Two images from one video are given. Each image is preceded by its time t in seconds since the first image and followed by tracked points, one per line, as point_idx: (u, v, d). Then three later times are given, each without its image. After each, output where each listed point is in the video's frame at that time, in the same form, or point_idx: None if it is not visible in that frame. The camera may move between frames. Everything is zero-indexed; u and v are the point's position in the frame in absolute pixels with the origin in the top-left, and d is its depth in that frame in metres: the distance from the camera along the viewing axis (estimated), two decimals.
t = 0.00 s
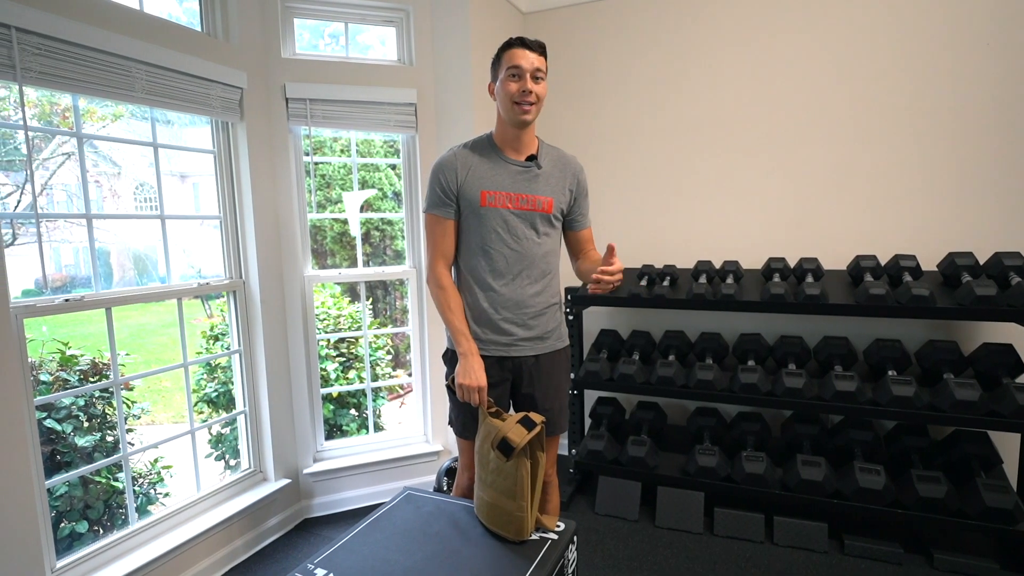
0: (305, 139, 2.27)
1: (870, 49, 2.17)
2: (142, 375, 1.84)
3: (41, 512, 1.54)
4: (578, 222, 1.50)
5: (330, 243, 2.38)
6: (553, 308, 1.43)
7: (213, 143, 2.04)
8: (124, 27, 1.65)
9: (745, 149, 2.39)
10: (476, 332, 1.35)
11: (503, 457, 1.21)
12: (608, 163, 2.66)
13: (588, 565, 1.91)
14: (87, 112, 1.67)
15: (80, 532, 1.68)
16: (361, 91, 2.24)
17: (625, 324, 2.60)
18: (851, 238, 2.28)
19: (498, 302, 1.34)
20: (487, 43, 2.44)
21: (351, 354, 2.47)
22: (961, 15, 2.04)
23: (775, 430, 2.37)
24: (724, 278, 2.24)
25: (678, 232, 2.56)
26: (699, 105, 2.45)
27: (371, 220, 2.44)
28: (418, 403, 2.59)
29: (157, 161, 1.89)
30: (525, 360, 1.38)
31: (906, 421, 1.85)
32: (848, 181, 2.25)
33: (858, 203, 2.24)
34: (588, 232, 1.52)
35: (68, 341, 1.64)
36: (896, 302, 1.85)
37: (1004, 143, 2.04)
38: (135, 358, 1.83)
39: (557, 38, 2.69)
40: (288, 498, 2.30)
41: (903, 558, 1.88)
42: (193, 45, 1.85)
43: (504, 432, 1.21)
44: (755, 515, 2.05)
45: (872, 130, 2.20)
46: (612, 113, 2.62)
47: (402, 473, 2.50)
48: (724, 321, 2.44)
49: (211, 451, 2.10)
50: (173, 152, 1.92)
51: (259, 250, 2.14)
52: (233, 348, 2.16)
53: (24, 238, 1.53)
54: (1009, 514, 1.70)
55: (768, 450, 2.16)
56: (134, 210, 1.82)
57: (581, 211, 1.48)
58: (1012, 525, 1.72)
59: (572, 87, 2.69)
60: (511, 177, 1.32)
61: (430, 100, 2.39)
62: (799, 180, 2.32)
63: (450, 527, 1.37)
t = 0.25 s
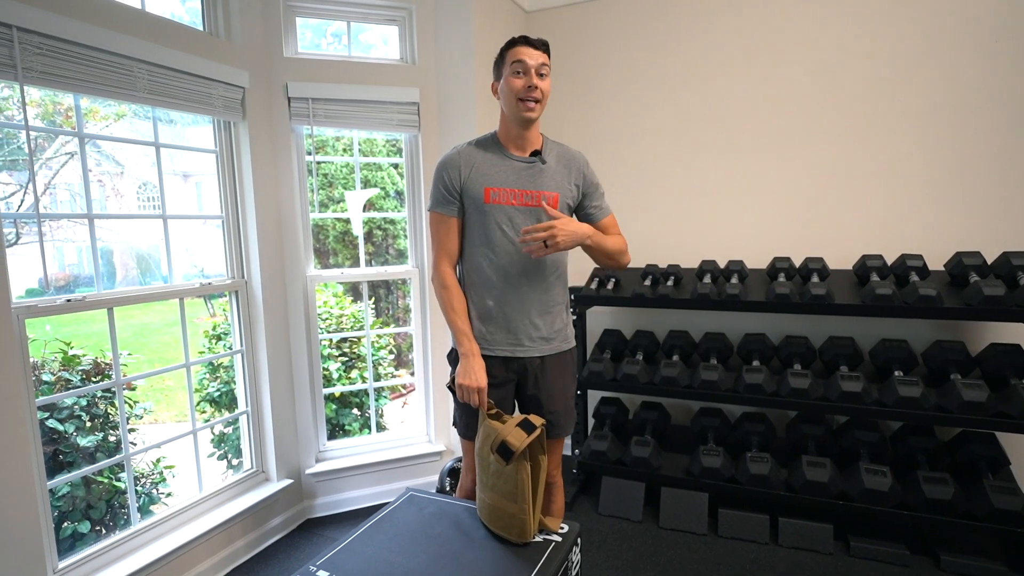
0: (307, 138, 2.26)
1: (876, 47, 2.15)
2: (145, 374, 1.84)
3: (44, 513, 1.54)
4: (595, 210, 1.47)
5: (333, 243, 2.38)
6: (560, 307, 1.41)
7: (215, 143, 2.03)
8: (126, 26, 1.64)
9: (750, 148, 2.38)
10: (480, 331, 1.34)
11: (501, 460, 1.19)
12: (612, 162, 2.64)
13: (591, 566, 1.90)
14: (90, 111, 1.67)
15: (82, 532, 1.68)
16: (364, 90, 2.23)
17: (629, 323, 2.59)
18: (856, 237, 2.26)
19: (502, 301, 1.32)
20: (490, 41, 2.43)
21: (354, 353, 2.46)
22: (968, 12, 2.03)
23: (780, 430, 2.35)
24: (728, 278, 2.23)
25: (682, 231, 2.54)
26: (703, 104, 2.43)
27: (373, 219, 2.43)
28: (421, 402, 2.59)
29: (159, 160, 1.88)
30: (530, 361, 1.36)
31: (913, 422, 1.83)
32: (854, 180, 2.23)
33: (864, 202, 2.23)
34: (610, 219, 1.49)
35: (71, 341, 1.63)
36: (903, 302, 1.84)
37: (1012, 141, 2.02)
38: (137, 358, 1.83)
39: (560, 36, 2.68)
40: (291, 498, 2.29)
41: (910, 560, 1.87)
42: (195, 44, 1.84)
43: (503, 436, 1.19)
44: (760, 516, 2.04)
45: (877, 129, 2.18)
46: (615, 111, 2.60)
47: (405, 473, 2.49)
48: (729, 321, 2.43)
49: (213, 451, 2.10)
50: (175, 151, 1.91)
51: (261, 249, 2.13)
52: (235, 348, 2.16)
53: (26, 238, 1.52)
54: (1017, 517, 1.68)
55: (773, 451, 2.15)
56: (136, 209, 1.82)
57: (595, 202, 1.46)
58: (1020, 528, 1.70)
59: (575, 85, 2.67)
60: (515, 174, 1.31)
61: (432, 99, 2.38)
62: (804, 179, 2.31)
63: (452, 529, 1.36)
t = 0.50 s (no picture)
0: (308, 138, 2.25)
1: (881, 47, 2.14)
2: (145, 375, 1.83)
3: (43, 515, 1.53)
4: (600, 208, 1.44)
5: (334, 242, 2.37)
6: (565, 308, 1.40)
7: (216, 142, 2.02)
8: (127, 25, 1.63)
9: (753, 148, 2.37)
10: (485, 331, 1.33)
11: (505, 462, 1.19)
12: (614, 161, 2.63)
13: (594, 568, 1.90)
14: (91, 111, 1.65)
15: (82, 534, 1.67)
16: (366, 89, 2.22)
17: (632, 324, 2.58)
18: (860, 238, 2.25)
19: (508, 302, 1.31)
20: (492, 40, 2.42)
21: (355, 354, 2.45)
22: (973, 12, 2.02)
23: (783, 431, 2.35)
24: (732, 278, 2.22)
25: (685, 231, 2.53)
26: (707, 103, 2.42)
27: (375, 219, 2.42)
28: (423, 403, 2.58)
29: (160, 159, 1.87)
30: (534, 362, 1.35)
31: (917, 423, 1.82)
32: (858, 180, 2.22)
33: (868, 202, 2.22)
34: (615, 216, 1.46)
35: (71, 341, 1.62)
36: (907, 303, 1.83)
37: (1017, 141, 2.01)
38: (138, 358, 1.82)
39: (563, 35, 2.66)
40: (292, 499, 2.28)
41: (913, 562, 1.86)
42: (195, 43, 1.83)
43: (506, 438, 1.18)
44: (763, 518, 2.03)
45: (882, 129, 2.17)
46: (618, 111, 2.59)
47: (406, 474, 2.48)
48: (732, 321, 2.42)
49: (215, 451, 2.09)
50: (177, 150, 1.90)
51: (263, 249, 2.12)
52: (237, 349, 2.15)
53: (26, 238, 1.51)
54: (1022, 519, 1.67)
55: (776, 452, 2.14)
56: (138, 209, 1.81)
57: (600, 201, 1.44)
58: None
59: (577, 84, 2.66)
60: (522, 173, 1.30)
61: (434, 98, 2.37)
62: (807, 180, 2.30)
63: (455, 532, 1.35)
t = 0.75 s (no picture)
0: (308, 137, 2.24)
1: (885, 46, 2.13)
2: (145, 376, 1.82)
3: (42, 518, 1.52)
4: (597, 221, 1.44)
5: (335, 241, 2.35)
6: (568, 311, 1.39)
7: (216, 142, 2.01)
8: (126, 24, 1.62)
9: (756, 147, 2.35)
10: (488, 335, 1.32)
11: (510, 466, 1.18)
12: (616, 160, 2.61)
13: (596, 570, 1.89)
14: (90, 110, 1.64)
15: (82, 536, 1.66)
16: (366, 88, 2.21)
17: (634, 325, 2.57)
18: (864, 238, 2.24)
19: (511, 305, 1.30)
20: (493, 39, 2.40)
21: (356, 354, 2.44)
22: (978, 12, 2.01)
23: (786, 432, 2.34)
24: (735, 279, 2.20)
25: (687, 231, 2.52)
26: (709, 102, 2.41)
27: (375, 219, 2.41)
28: (424, 404, 2.57)
29: (160, 159, 1.86)
30: (537, 365, 1.33)
31: (922, 426, 1.81)
32: (861, 180, 2.21)
33: (871, 203, 2.21)
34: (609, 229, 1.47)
35: (71, 342, 1.61)
36: (912, 305, 1.81)
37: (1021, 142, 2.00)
38: (138, 358, 1.81)
39: (564, 33, 2.65)
40: (293, 501, 2.28)
41: (917, 565, 1.85)
42: (195, 42, 1.82)
43: (511, 442, 1.17)
44: (766, 520, 2.02)
45: (886, 129, 2.16)
46: (620, 110, 2.58)
47: (407, 476, 2.47)
48: (734, 322, 2.41)
49: (215, 451, 2.08)
50: (177, 149, 1.89)
51: (262, 250, 2.11)
52: (237, 350, 2.14)
53: (26, 238, 1.50)
54: None
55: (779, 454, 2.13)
56: (137, 208, 1.80)
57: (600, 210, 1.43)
58: None
59: (579, 83, 2.64)
60: (527, 175, 1.28)
61: (435, 98, 2.36)
62: (811, 180, 2.28)
63: (457, 536, 1.34)
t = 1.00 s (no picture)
0: (308, 135, 2.22)
1: (888, 44, 2.11)
2: (145, 376, 1.81)
3: (40, 521, 1.51)
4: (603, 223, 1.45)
5: (335, 240, 2.34)
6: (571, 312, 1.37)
7: (214, 140, 1.99)
8: (124, 23, 1.60)
9: (758, 146, 2.34)
10: (490, 337, 1.31)
11: (510, 470, 1.17)
12: (617, 159, 2.60)
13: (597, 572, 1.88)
14: (89, 108, 1.63)
15: (80, 538, 1.65)
16: (365, 86, 2.19)
17: (635, 324, 2.56)
18: (867, 238, 2.22)
19: (513, 306, 1.29)
20: (493, 36, 2.38)
21: (356, 353, 2.43)
22: (982, 10, 1.99)
23: (788, 433, 2.33)
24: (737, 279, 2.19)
25: (689, 230, 2.50)
26: (711, 101, 2.39)
27: (375, 217, 2.39)
28: (424, 404, 2.56)
29: (158, 157, 1.84)
30: (539, 368, 1.32)
31: (926, 427, 1.79)
32: (864, 179, 2.20)
33: (874, 202, 2.19)
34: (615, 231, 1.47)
35: (69, 343, 1.60)
36: (915, 305, 1.80)
37: None
38: (137, 358, 1.79)
39: (565, 31, 2.62)
40: (293, 502, 2.27)
41: (920, 567, 1.84)
42: (193, 39, 1.80)
43: (512, 446, 1.16)
44: (768, 521, 2.01)
45: (889, 127, 2.14)
46: (621, 108, 2.56)
47: (408, 476, 2.46)
48: (736, 322, 2.39)
49: (215, 451, 2.07)
50: (176, 148, 1.87)
51: (261, 249, 2.09)
52: (236, 350, 2.12)
53: (23, 237, 1.49)
54: None
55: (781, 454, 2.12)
56: (136, 207, 1.78)
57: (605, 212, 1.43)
58: None
59: (580, 81, 2.62)
60: (528, 175, 1.27)
61: (435, 96, 2.34)
62: (813, 178, 2.27)
63: (458, 540, 1.33)
